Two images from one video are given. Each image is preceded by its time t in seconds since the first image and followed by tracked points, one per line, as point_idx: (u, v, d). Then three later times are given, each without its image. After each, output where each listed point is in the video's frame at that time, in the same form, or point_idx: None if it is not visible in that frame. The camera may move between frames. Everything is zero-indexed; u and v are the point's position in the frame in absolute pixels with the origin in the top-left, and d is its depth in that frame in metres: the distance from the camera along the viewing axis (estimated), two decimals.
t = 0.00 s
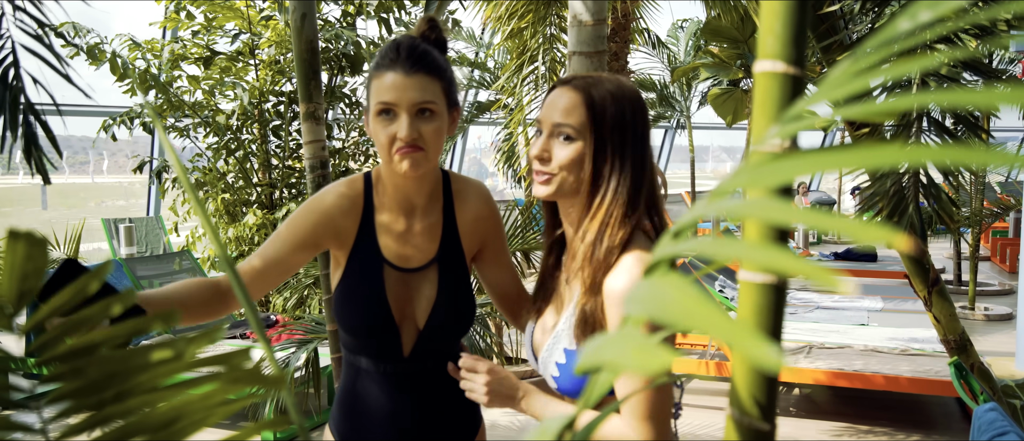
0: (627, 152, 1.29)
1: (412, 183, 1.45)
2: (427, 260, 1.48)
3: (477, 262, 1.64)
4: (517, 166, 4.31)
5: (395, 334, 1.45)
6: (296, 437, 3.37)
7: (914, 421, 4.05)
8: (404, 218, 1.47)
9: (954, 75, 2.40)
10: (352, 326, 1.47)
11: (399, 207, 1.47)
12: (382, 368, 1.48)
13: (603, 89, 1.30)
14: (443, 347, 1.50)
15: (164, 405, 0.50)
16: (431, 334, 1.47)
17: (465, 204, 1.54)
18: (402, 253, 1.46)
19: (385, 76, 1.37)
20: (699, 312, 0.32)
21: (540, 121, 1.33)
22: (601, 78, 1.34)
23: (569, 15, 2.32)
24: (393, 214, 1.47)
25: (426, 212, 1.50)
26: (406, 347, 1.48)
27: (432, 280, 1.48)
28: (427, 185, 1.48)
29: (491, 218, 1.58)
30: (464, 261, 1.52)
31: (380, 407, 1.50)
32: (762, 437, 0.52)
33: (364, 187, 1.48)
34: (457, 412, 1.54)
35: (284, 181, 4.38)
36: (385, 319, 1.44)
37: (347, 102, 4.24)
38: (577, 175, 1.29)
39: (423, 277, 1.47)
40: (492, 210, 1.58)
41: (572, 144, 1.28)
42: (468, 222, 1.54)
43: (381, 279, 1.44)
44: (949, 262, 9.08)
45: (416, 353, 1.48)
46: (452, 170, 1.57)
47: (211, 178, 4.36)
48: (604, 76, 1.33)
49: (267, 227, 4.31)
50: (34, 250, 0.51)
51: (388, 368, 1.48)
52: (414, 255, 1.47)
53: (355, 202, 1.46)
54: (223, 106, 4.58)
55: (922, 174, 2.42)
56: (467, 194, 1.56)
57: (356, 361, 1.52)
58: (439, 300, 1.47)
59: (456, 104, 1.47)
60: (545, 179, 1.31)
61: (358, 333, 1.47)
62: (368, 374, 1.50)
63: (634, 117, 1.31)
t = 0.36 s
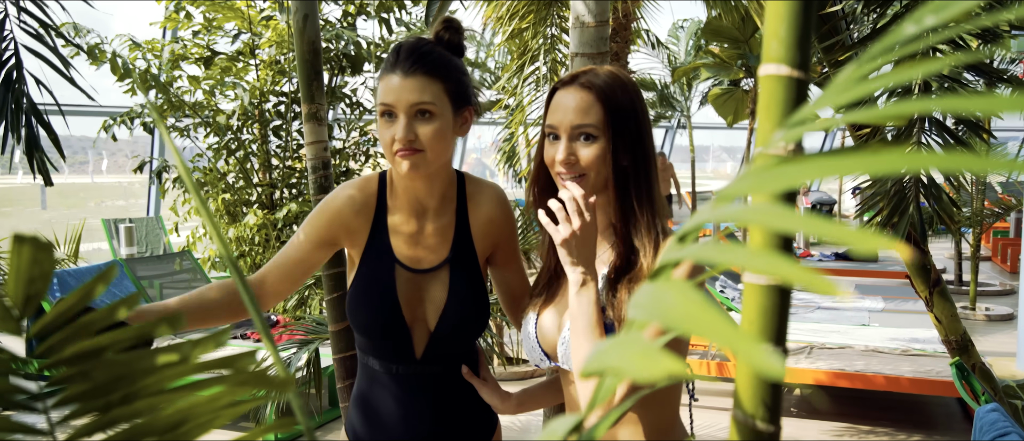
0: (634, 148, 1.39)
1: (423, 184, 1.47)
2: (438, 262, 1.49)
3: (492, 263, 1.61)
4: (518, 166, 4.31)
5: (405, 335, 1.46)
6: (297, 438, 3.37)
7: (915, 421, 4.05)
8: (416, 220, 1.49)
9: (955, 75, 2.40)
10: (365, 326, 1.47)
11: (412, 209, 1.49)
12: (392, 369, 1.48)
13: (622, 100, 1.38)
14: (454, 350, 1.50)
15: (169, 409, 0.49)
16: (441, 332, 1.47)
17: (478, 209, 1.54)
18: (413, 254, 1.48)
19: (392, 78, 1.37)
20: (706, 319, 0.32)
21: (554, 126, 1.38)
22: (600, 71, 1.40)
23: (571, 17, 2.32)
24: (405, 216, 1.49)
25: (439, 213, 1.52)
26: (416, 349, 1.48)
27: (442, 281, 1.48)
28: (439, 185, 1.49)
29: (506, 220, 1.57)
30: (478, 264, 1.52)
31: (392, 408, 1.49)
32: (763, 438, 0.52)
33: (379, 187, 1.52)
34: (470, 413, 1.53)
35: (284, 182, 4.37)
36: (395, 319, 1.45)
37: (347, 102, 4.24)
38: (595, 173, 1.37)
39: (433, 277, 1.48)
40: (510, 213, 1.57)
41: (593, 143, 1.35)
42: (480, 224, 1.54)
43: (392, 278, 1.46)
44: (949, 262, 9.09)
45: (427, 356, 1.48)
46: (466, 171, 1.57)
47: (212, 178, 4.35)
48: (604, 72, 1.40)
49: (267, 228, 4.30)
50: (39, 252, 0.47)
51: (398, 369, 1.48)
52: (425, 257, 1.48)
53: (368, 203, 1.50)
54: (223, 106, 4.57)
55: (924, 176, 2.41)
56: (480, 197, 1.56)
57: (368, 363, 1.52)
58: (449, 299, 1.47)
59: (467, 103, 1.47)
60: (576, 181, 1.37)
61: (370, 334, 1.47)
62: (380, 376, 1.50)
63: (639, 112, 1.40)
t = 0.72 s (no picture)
0: (643, 145, 1.38)
1: (425, 182, 1.48)
2: (444, 257, 1.50)
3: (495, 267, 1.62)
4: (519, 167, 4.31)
5: (413, 331, 1.46)
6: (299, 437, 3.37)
7: (916, 421, 4.06)
8: (418, 215, 1.51)
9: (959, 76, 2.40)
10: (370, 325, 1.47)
11: (413, 203, 1.50)
12: (397, 367, 1.49)
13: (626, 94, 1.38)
14: (461, 348, 1.51)
15: (183, 407, 0.50)
16: (450, 330, 1.47)
17: (480, 203, 1.54)
18: (420, 249, 1.49)
19: (371, 91, 1.38)
20: (734, 315, 0.32)
21: (562, 125, 1.39)
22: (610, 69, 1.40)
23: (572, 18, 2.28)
24: (406, 213, 1.50)
25: (441, 208, 1.52)
26: (425, 346, 1.49)
27: (446, 279, 1.49)
28: (440, 183, 1.50)
29: (507, 214, 1.57)
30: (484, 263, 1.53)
31: (398, 405, 1.50)
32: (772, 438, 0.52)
33: (378, 189, 1.52)
34: (476, 413, 1.54)
35: (285, 182, 4.37)
36: (403, 317, 1.45)
37: (348, 103, 4.23)
38: (605, 171, 1.39)
39: (439, 274, 1.49)
40: (508, 206, 1.56)
41: (601, 141, 1.36)
42: (483, 217, 1.54)
43: (400, 277, 1.46)
44: (950, 262, 9.09)
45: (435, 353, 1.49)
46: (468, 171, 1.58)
47: (212, 178, 4.35)
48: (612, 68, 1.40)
49: (268, 228, 4.29)
50: (60, 251, 0.45)
51: (406, 368, 1.48)
52: (432, 250, 1.49)
53: (371, 204, 1.50)
54: (224, 106, 4.57)
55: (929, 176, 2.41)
56: (482, 191, 1.56)
57: (373, 362, 1.52)
58: (456, 296, 1.47)
59: (455, 98, 1.47)
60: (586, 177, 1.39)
61: (376, 333, 1.48)
62: (385, 374, 1.50)
63: (648, 110, 1.40)
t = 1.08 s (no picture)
0: (648, 136, 1.35)
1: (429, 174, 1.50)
2: (449, 249, 1.51)
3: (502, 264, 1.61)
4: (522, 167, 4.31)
5: (417, 322, 1.46)
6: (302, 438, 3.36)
7: (920, 422, 4.05)
8: (423, 208, 1.52)
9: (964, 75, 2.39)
10: (375, 319, 1.48)
11: (416, 196, 1.51)
12: (399, 364, 1.49)
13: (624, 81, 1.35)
14: (466, 345, 1.49)
15: (195, 406, 0.49)
16: (455, 328, 1.47)
17: (485, 198, 1.54)
18: (425, 242, 1.50)
19: (383, 79, 1.38)
20: (758, 313, 0.31)
21: (568, 117, 1.40)
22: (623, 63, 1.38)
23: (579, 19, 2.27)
24: (412, 206, 1.51)
25: (446, 201, 1.53)
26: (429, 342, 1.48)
27: (449, 273, 1.49)
28: (446, 176, 1.51)
29: (514, 210, 1.56)
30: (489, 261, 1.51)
31: (400, 401, 1.49)
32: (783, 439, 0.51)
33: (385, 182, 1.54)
34: (481, 413, 1.52)
35: (287, 182, 4.36)
36: (407, 311, 1.45)
37: (350, 102, 4.23)
38: (605, 160, 1.37)
39: (444, 266, 1.49)
40: (512, 200, 1.55)
41: (598, 131, 1.36)
42: (488, 212, 1.54)
43: (405, 267, 1.47)
44: (953, 263, 9.08)
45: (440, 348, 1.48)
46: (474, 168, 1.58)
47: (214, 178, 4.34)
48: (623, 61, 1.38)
49: (270, 228, 4.29)
50: (70, 250, 0.44)
51: (409, 363, 1.48)
52: (435, 243, 1.51)
53: (379, 196, 1.51)
54: (226, 106, 4.56)
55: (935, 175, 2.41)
56: (487, 188, 1.56)
57: (377, 358, 1.52)
58: (461, 293, 1.47)
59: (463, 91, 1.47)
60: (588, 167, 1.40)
61: (380, 327, 1.48)
62: (388, 370, 1.50)
63: (657, 100, 1.36)
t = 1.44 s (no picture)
0: (649, 135, 1.11)
1: (424, 172, 1.49)
2: (440, 249, 1.49)
3: (498, 258, 1.61)
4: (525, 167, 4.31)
5: (409, 325, 1.45)
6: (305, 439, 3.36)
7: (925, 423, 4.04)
8: (417, 207, 1.51)
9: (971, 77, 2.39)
10: (371, 321, 1.47)
11: (412, 195, 1.51)
12: (393, 365, 1.48)
13: (651, 66, 1.15)
14: (459, 347, 1.47)
15: (206, 412, 0.48)
16: (444, 328, 1.45)
17: (476, 196, 1.53)
18: (415, 243, 1.48)
19: (393, 67, 1.38)
20: (777, 318, 0.30)
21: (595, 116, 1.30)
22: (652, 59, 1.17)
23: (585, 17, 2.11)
24: (407, 203, 1.51)
25: (439, 201, 1.52)
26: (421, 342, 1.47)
27: (439, 272, 1.48)
28: (441, 173, 1.50)
29: (507, 210, 1.54)
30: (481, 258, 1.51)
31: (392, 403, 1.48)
32: None
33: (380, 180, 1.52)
34: (477, 416, 1.51)
35: (290, 182, 4.36)
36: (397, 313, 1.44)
37: (354, 103, 4.24)
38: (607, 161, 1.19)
39: (435, 267, 1.48)
40: (508, 198, 1.55)
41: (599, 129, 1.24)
42: (479, 212, 1.52)
43: (395, 267, 1.46)
44: (956, 263, 9.08)
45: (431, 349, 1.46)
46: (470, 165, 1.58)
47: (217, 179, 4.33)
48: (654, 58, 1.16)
49: (273, 229, 4.29)
50: (78, 255, 0.44)
51: (403, 365, 1.47)
52: (425, 244, 1.49)
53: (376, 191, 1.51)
54: (229, 107, 4.56)
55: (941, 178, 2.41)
56: (480, 185, 1.55)
57: (373, 360, 1.52)
58: (448, 294, 1.46)
59: (467, 96, 1.46)
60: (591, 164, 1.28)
61: (376, 328, 1.47)
62: (382, 371, 1.49)
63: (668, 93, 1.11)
